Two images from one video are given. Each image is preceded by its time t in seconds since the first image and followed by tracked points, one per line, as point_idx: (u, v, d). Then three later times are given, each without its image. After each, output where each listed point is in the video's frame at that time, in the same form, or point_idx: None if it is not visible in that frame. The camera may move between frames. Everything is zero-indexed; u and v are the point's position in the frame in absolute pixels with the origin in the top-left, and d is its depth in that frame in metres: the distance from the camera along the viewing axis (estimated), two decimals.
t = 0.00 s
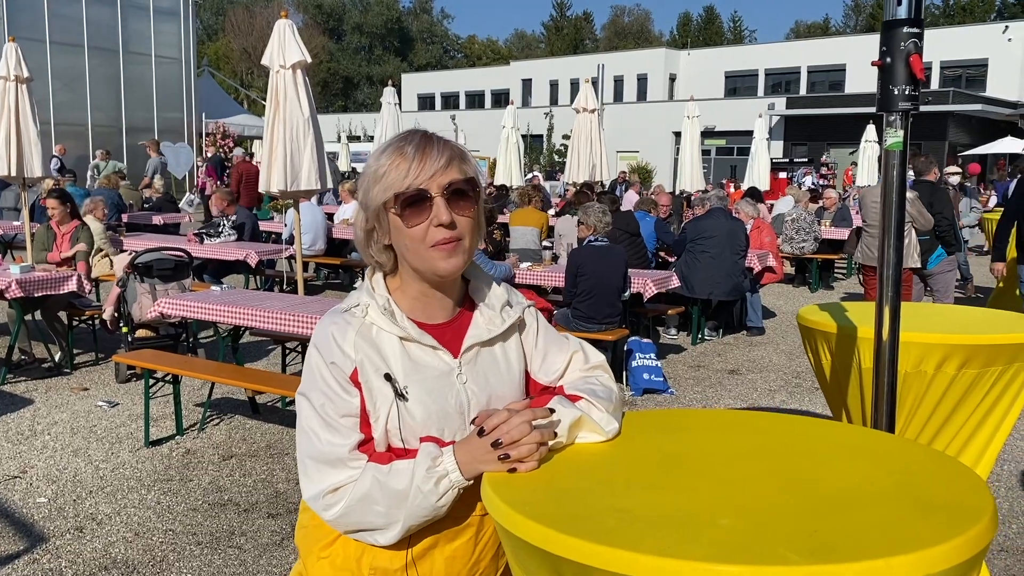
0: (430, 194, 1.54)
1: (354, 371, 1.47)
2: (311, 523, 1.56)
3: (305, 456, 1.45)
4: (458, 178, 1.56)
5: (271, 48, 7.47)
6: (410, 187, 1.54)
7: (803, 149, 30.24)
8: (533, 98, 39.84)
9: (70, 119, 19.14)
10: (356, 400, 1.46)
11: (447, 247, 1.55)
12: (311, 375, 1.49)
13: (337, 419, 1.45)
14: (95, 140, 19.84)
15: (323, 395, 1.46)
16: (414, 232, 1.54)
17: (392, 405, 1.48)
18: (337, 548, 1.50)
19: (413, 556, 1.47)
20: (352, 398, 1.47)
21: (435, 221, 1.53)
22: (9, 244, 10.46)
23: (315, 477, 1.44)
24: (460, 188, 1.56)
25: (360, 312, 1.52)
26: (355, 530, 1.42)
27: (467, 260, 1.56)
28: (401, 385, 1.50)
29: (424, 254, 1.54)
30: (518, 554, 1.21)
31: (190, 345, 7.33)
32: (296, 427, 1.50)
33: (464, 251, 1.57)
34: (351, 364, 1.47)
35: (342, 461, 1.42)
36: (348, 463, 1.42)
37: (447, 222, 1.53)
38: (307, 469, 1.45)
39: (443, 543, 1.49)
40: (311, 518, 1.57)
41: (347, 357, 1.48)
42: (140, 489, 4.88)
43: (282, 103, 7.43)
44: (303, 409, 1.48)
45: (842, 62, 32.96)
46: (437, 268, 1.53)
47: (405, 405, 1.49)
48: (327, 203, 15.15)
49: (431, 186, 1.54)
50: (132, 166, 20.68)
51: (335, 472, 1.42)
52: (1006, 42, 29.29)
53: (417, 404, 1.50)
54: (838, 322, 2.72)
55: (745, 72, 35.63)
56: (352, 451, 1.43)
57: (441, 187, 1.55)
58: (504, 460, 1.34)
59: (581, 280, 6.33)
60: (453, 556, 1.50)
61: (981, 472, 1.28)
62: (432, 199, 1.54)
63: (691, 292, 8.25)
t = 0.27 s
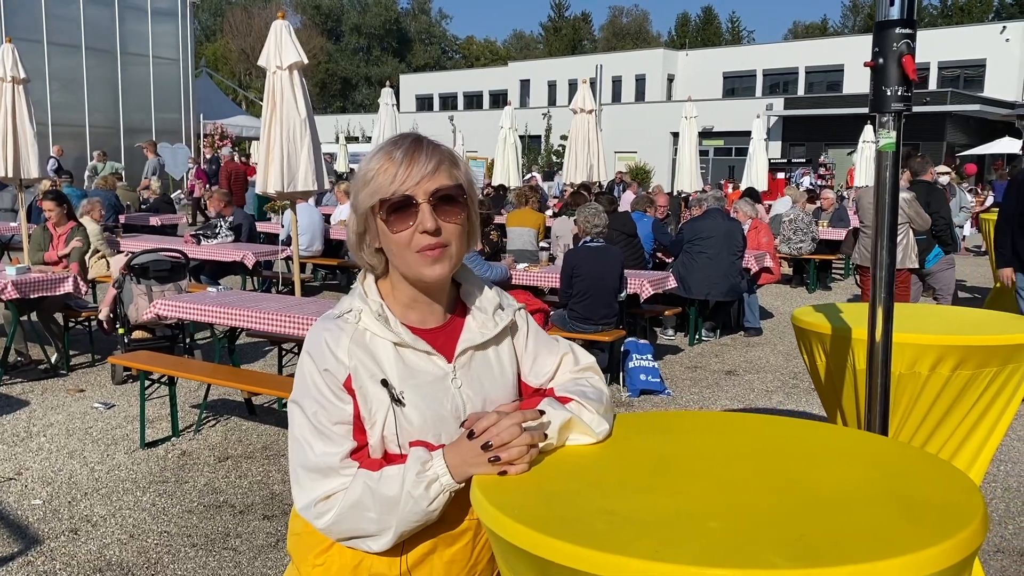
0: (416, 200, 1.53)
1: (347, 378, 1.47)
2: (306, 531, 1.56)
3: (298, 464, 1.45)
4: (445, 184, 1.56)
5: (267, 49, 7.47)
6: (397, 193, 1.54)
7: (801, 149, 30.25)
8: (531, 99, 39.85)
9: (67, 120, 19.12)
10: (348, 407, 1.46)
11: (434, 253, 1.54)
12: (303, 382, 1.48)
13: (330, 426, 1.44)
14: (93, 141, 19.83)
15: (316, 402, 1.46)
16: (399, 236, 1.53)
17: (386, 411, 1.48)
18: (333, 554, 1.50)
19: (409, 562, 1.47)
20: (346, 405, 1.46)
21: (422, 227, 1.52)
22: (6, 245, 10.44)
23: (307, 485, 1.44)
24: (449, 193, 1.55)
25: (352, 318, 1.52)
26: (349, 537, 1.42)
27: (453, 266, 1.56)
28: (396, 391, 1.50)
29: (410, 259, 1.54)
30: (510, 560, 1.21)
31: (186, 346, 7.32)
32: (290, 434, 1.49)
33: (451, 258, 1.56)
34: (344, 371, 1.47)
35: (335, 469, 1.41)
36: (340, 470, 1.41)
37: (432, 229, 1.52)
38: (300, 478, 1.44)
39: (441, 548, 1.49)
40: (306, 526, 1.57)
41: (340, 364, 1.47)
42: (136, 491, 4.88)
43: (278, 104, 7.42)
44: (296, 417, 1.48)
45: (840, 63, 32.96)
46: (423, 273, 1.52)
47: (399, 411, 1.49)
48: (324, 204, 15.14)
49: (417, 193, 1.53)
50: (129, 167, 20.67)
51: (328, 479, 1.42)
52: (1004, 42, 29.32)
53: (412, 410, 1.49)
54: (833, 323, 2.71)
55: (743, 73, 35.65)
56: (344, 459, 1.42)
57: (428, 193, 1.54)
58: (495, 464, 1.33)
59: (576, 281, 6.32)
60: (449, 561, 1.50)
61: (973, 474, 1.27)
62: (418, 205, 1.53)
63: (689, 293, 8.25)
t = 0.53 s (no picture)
0: (405, 199, 1.52)
1: (338, 377, 1.46)
2: (301, 533, 1.54)
3: (289, 464, 1.44)
4: (436, 185, 1.54)
5: (264, 50, 7.46)
6: (387, 191, 1.53)
7: (798, 150, 30.28)
8: (529, 100, 39.86)
9: (64, 121, 19.09)
10: (340, 407, 1.45)
11: (421, 253, 1.53)
12: (295, 381, 1.47)
13: (322, 426, 1.43)
14: (89, 142, 19.81)
15: (307, 402, 1.44)
16: (388, 235, 1.52)
17: (379, 410, 1.47)
18: (327, 558, 1.48)
19: (404, 563, 1.46)
20: (336, 405, 1.45)
21: (409, 227, 1.51)
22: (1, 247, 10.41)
23: (299, 486, 1.42)
24: (439, 194, 1.54)
25: (343, 317, 1.51)
26: (342, 538, 1.41)
27: (442, 267, 1.54)
28: (387, 389, 1.49)
29: (398, 260, 1.52)
30: (502, 561, 1.20)
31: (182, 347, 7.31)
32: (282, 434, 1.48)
33: (439, 260, 1.55)
34: (335, 370, 1.46)
35: (327, 469, 1.40)
36: (332, 471, 1.40)
37: (419, 229, 1.51)
38: (292, 479, 1.43)
39: (436, 551, 1.48)
40: (300, 528, 1.55)
41: (331, 363, 1.46)
42: (131, 493, 4.86)
43: (275, 104, 7.41)
44: (287, 417, 1.47)
45: (837, 63, 33.01)
46: (409, 273, 1.51)
47: (391, 410, 1.48)
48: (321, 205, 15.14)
49: (407, 192, 1.52)
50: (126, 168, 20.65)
51: (321, 480, 1.41)
52: (1001, 43, 29.38)
53: (403, 409, 1.49)
54: (830, 324, 2.71)
55: (741, 73, 35.69)
56: (335, 459, 1.41)
57: (417, 193, 1.52)
58: (490, 465, 1.32)
59: (573, 282, 6.32)
60: (444, 562, 1.48)
61: (968, 474, 1.26)
62: (407, 205, 1.52)
63: (686, 293, 8.25)
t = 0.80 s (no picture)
0: (416, 206, 1.51)
1: (344, 378, 1.45)
2: (309, 534, 1.54)
3: (297, 464, 1.43)
4: (446, 192, 1.52)
5: (261, 50, 7.44)
6: (397, 196, 1.51)
7: (794, 150, 30.30)
8: (525, 100, 39.86)
9: (60, 122, 19.04)
10: (347, 408, 1.44)
11: (430, 259, 1.51)
12: (301, 382, 1.46)
13: (328, 427, 1.42)
14: (85, 143, 19.76)
15: (314, 403, 1.43)
16: (397, 241, 1.51)
17: (385, 411, 1.46)
18: (337, 561, 1.47)
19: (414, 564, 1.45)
20: (343, 405, 1.44)
21: (419, 234, 1.50)
22: None
23: (307, 487, 1.41)
24: (450, 202, 1.52)
25: (349, 318, 1.50)
26: (351, 541, 1.40)
27: (450, 274, 1.53)
28: (393, 390, 1.47)
29: (407, 265, 1.51)
30: (512, 561, 1.20)
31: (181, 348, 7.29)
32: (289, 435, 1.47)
33: (449, 266, 1.53)
34: (342, 370, 1.45)
35: (335, 470, 1.39)
36: (340, 471, 1.39)
37: (428, 237, 1.49)
38: (299, 480, 1.42)
39: (445, 553, 1.47)
40: (309, 528, 1.55)
41: (336, 364, 1.45)
42: (131, 495, 4.84)
43: (273, 105, 7.39)
44: (294, 418, 1.45)
45: (833, 64, 33.08)
46: (416, 279, 1.50)
47: (398, 411, 1.47)
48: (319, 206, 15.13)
49: (418, 198, 1.51)
50: (122, 168, 20.60)
51: (329, 481, 1.40)
52: (996, 43, 29.46)
53: (410, 409, 1.47)
54: (834, 324, 2.71)
55: (737, 74, 35.73)
56: (343, 459, 1.40)
57: (428, 201, 1.51)
58: (501, 467, 1.31)
59: (573, 283, 6.32)
60: (454, 563, 1.47)
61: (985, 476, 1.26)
62: (417, 211, 1.51)
63: (684, 294, 8.25)
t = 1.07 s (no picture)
0: (439, 204, 1.50)
1: (362, 382, 1.44)
2: (324, 538, 1.53)
3: (314, 470, 1.42)
4: (469, 190, 1.53)
5: (259, 50, 7.42)
6: (419, 197, 1.51)
7: (788, 151, 30.37)
8: (519, 100, 39.87)
9: (53, 122, 18.97)
10: (364, 411, 1.43)
11: (454, 258, 1.52)
12: (318, 386, 1.46)
13: (346, 431, 1.41)
14: (79, 143, 19.68)
15: (331, 407, 1.42)
16: (422, 241, 1.51)
17: (402, 414, 1.45)
18: (354, 567, 1.47)
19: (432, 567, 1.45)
20: (361, 409, 1.43)
21: (444, 233, 1.50)
22: None
23: (325, 492, 1.41)
24: (470, 200, 1.53)
25: (366, 320, 1.49)
26: (369, 545, 1.39)
27: (474, 273, 1.53)
28: (411, 394, 1.47)
29: (431, 265, 1.51)
30: (535, 565, 1.19)
31: (178, 349, 7.26)
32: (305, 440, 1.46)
33: (472, 266, 1.54)
34: (359, 373, 1.44)
35: (353, 474, 1.39)
36: (359, 476, 1.39)
37: (454, 235, 1.50)
38: (317, 485, 1.42)
39: (463, 558, 1.46)
40: (324, 532, 1.54)
41: (355, 367, 1.44)
42: (131, 497, 4.82)
43: (270, 105, 7.37)
44: (311, 422, 1.45)
45: (826, 64, 33.15)
46: (441, 278, 1.50)
47: (416, 413, 1.46)
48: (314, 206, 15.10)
49: (440, 197, 1.51)
50: (116, 169, 20.53)
51: (347, 486, 1.39)
52: (988, 44, 29.57)
53: (428, 412, 1.47)
54: (841, 325, 2.71)
55: (731, 74, 35.79)
56: (362, 464, 1.39)
57: (451, 198, 1.51)
58: (522, 469, 1.31)
59: (573, 283, 6.32)
60: (471, 566, 1.47)
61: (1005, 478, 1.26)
62: (440, 211, 1.51)
63: (682, 294, 8.25)
